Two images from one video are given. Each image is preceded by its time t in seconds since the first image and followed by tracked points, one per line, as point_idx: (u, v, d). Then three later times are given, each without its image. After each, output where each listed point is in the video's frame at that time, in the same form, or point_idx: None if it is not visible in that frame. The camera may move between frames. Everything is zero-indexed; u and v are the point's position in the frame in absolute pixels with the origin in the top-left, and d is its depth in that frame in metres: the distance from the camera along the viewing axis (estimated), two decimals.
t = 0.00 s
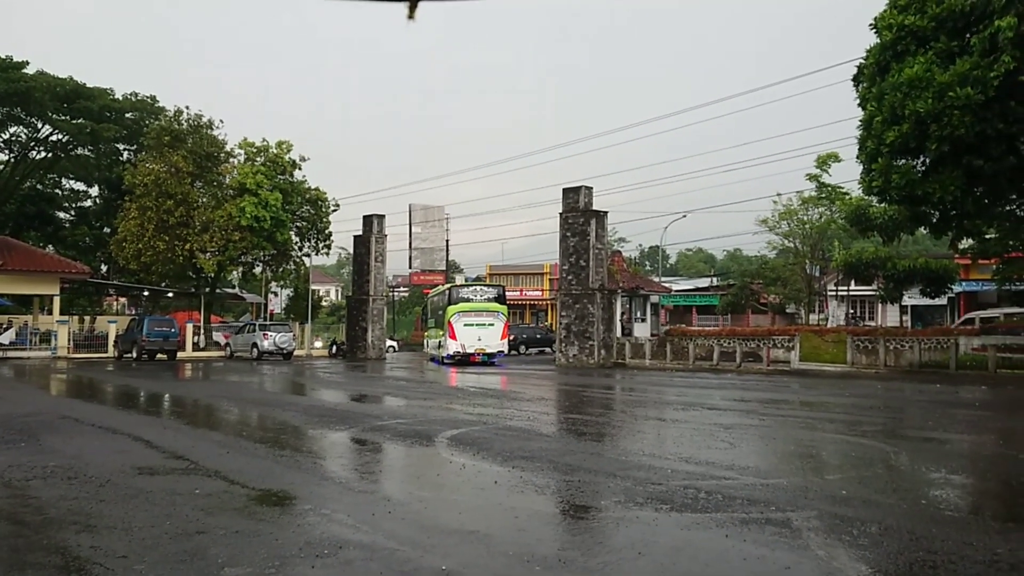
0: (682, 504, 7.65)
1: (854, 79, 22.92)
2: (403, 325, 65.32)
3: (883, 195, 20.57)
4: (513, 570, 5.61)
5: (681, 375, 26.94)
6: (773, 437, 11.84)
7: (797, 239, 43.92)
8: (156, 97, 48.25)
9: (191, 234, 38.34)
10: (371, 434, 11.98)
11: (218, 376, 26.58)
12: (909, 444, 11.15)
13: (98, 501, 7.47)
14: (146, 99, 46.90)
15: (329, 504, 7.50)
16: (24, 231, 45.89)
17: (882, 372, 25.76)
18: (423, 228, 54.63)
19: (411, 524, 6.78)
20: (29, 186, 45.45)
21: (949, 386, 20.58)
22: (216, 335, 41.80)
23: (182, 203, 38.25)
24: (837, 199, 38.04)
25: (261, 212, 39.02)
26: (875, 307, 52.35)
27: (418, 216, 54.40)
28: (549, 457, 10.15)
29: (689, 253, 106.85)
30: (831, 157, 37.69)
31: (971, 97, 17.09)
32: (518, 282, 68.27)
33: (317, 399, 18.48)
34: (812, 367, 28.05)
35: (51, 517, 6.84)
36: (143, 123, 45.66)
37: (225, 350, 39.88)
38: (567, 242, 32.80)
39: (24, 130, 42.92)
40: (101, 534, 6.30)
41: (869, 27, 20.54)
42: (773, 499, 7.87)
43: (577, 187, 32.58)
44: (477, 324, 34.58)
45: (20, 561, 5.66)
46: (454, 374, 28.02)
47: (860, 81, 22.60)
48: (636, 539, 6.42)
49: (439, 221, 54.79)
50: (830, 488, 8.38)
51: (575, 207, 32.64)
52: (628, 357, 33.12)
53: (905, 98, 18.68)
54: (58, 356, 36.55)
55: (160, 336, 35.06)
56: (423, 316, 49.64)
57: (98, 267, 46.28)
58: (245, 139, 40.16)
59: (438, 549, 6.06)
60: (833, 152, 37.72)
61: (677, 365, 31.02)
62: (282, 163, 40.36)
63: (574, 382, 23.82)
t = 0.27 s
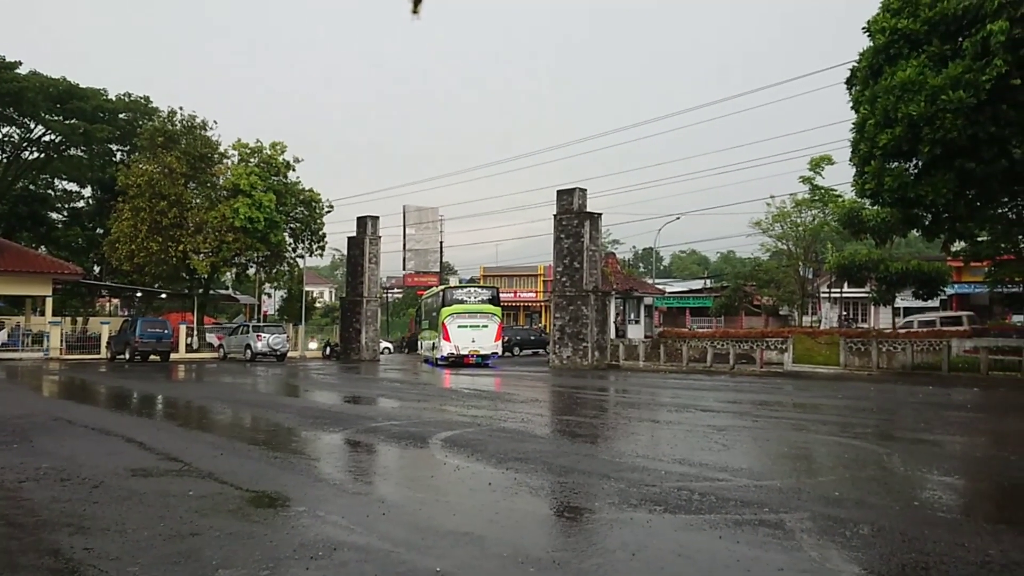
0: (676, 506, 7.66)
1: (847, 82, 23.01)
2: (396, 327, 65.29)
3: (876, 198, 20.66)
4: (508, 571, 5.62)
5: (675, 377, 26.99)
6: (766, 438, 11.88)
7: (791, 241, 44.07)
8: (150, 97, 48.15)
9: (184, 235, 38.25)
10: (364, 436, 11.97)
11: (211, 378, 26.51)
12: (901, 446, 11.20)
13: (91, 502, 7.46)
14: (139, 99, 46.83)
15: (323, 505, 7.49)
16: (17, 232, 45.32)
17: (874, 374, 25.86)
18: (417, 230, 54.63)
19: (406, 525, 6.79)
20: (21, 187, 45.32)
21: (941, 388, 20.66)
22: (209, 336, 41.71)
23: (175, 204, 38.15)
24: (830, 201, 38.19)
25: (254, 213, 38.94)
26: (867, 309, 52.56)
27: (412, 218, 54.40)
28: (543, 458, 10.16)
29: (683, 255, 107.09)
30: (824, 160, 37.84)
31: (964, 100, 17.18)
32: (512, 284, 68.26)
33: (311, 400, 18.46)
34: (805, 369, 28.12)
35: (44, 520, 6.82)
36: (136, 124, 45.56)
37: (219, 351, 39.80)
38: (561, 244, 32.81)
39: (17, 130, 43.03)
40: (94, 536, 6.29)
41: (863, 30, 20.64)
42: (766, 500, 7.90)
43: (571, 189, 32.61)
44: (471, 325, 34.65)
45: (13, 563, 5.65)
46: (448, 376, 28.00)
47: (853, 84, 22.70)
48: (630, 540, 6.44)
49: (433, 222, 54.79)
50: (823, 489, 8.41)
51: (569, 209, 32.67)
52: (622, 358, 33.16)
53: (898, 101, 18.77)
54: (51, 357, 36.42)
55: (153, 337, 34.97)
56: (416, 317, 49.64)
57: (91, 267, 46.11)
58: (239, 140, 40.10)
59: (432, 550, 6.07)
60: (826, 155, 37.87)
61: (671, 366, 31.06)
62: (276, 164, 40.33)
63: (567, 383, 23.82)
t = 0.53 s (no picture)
0: (669, 507, 7.69)
1: (839, 85, 23.12)
2: (389, 328, 65.22)
3: (867, 201, 20.79)
4: (502, 572, 5.64)
5: (667, 379, 27.05)
6: (758, 440, 11.93)
7: (783, 243, 44.43)
8: (142, 98, 48.02)
9: (176, 235, 38.14)
10: (357, 437, 11.97)
11: (203, 379, 26.45)
12: (892, 447, 11.26)
13: (84, 504, 7.44)
14: (131, 100, 46.70)
15: (317, 506, 7.50)
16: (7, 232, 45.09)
17: (866, 376, 25.97)
18: (410, 231, 54.59)
19: (399, 527, 6.80)
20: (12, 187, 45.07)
21: (932, 390, 20.76)
22: (201, 337, 41.59)
23: (167, 205, 38.06)
24: (822, 204, 38.35)
25: (247, 214, 38.84)
26: (859, 311, 52.74)
27: (405, 219, 54.37)
28: (536, 460, 10.18)
29: (676, 257, 107.27)
30: (816, 162, 37.97)
31: (954, 103, 17.30)
32: (505, 285, 68.21)
33: (304, 402, 18.43)
34: (797, 371, 28.21)
35: (37, 521, 6.81)
36: (128, 124, 45.39)
37: (211, 352, 39.70)
38: (554, 246, 32.84)
39: (8, 130, 42.97)
40: (88, 537, 6.28)
41: (854, 33, 20.75)
42: (759, 501, 7.93)
43: (564, 191, 32.65)
44: (464, 327, 34.60)
45: (6, 565, 5.63)
46: (441, 377, 27.98)
47: (845, 87, 22.80)
48: (624, 542, 6.46)
49: (426, 223, 54.77)
50: (815, 490, 8.46)
51: (562, 210, 32.70)
52: (615, 360, 33.21)
53: (890, 104, 18.88)
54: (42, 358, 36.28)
55: (145, 338, 34.86)
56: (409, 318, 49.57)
57: (82, 268, 45.89)
58: (231, 141, 40.00)
59: (427, 551, 6.09)
60: (818, 158, 38.01)
61: (663, 368, 31.12)
62: (268, 165, 40.22)
63: (560, 384, 23.85)
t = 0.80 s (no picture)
0: (662, 507, 7.73)
1: (830, 88, 23.25)
2: (380, 329, 65.15)
3: (858, 203, 20.92)
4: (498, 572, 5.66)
5: (659, 379, 27.11)
6: (750, 440, 11.98)
7: (773, 244, 44.66)
8: (132, 97, 47.85)
9: (167, 235, 38.01)
10: (350, 437, 11.97)
11: (194, 379, 26.36)
12: (882, 448, 11.33)
13: (79, 504, 7.43)
14: (122, 99, 46.53)
15: (312, 507, 7.51)
16: None
17: (856, 377, 26.11)
18: (401, 232, 54.54)
19: (394, 527, 6.82)
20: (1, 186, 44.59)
21: (921, 391, 20.89)
22: (192, 337, 41.45)
23: (158, 204, 37.92)
24: (812, 206, 38.53)
25: (238, 214, 38.70)
26: (849, 313, 52.99)
27: (397, 219, 54.33)
28: (530, 460, 10.21)
29: (667, 258, 107.47)
30: (807, 164, 38.19)
31: (944, 106, 17.43)
32: (496, 285, 68.25)
33: (295, 402, 18.40)
34: (787, 372, 28.32)
35: (31, 521, 6.80)
36: (119, 123, 45.19)
37: (201, 353, 39.57)
38: (546, 247, 32.88)
39: None
40: (83, 537, 6.28)
41: (846, 36, 20.87)
42: (752, 501, 7.98)
43: (556, 192, 32.70)
44: (456, 327, 34.60)
45: (1, 565, 5.62)
46: (433, 377, 27.98)
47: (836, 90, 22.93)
48: (619, 542, 6.49)
49: (417, 224, 54.74)
50: (808, 490, 8.52)
51: (554, 211, 32.73)
52: (607, 360, 33.27)
53: (880, 107, 19.01)
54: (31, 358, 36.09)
55: (135, 338, 34.71)
56: (401, 319, 49.53)
57: (72, 268, 45.59)
58: (223, 140, 39.86)
59: (423, 551, 6.11)
60: (809, 160, 38.21)
61: (655, 369, 31.19)
62: (260, 165, 40.08)
63: (552, 385, 23.88)
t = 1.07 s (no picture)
0: (656, 506, 7.78)
1: (820, 89, 23.39)
2: (371, 328, 65.07)
3: (848, 204, 21.06)
4: (495, 570, 5.70)
5: (649, 379, 27.19)
6: (741, 440, 12.04)
7: (763, 245, 44.77)
8: (122, 95, 47.64)
9: (157, 234, 37.86)
10: (343, 437, 11.98)
11: (184, 378, 26.27)
12: (872, 447, 11.42)
13: (73, 504, 7.42)
14: (112, 97, 46.32)
15: (307, 505, 7.53)
16: None
17: (845, 376, 26.28)
18: (392, 231, 54.45)
19: (390, 526, 6.84)
20: None
21: (910, 391, 21.03)
22: (182, 336, 41.30)
23: (148, 203, 37.79)
24: (802, 206, 38.73)
25: (229, 213, 38.52)
26: (838, 313, 53.27)
27: (388, 219, 54.26)
28: (524, 459, 10.23)
29: (657, 258, 107.69)
30: (797, 165, 38.36)
31: (933, 108, 17.56)
32: (487, 285, 68.28)
33: (286, 401, 18.37)
34: (777, 371, 28.46)
35: (26, 520, 6.79)
36: (108, 121, 45.00)
37: (191, 352, 39.44)
38: (537, 247, 32.93)
39: None
40: (79, 537, 6.27)
41: (836, 38, 21.00)
42: (744, 500, 8.04)
43: (547, 192, 32.74)
44: (447, 327, 34.60)
45: None
46: (424, 377, 27.97)
47: (826, 91, 23.07)
48: (613, 541, 6.54)
49: (408, 223, 54.68)
50: (799, 489, 8.59)
51: (546, 211, 32.78)
52: (597, 360, 33.34)
53: (870, 108, 19.14)
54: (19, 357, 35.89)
55: (125, 337, 34.56)
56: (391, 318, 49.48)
57: (61, 267, 45.35)
58: (213, 139, 39.71)
59: (418, 549, 6.13)
60: (799, 160, 38.38)
61: (645, 368, 31.30)
62: (250, 164, 39.94)
63: (543, 384, 23.91)
